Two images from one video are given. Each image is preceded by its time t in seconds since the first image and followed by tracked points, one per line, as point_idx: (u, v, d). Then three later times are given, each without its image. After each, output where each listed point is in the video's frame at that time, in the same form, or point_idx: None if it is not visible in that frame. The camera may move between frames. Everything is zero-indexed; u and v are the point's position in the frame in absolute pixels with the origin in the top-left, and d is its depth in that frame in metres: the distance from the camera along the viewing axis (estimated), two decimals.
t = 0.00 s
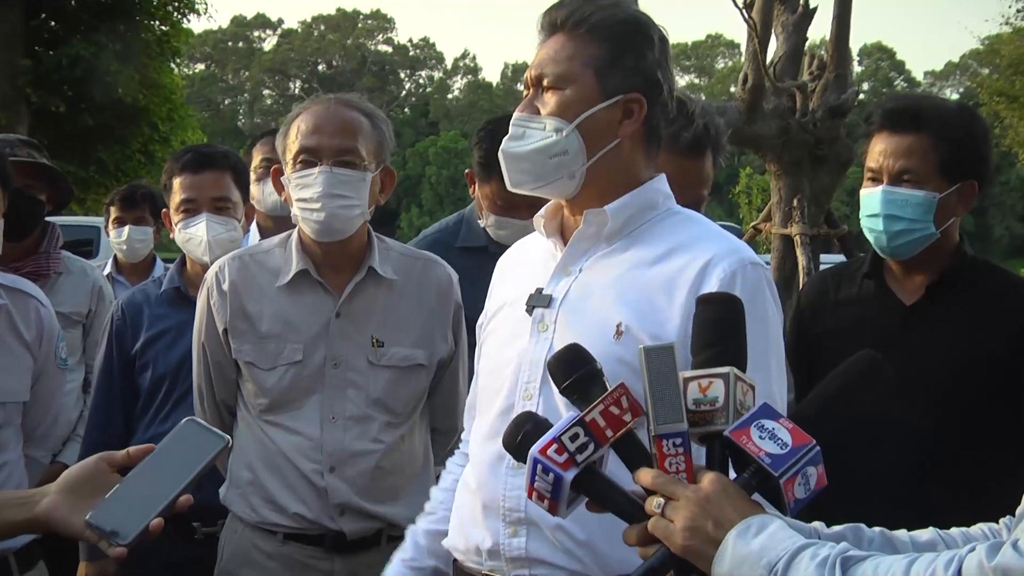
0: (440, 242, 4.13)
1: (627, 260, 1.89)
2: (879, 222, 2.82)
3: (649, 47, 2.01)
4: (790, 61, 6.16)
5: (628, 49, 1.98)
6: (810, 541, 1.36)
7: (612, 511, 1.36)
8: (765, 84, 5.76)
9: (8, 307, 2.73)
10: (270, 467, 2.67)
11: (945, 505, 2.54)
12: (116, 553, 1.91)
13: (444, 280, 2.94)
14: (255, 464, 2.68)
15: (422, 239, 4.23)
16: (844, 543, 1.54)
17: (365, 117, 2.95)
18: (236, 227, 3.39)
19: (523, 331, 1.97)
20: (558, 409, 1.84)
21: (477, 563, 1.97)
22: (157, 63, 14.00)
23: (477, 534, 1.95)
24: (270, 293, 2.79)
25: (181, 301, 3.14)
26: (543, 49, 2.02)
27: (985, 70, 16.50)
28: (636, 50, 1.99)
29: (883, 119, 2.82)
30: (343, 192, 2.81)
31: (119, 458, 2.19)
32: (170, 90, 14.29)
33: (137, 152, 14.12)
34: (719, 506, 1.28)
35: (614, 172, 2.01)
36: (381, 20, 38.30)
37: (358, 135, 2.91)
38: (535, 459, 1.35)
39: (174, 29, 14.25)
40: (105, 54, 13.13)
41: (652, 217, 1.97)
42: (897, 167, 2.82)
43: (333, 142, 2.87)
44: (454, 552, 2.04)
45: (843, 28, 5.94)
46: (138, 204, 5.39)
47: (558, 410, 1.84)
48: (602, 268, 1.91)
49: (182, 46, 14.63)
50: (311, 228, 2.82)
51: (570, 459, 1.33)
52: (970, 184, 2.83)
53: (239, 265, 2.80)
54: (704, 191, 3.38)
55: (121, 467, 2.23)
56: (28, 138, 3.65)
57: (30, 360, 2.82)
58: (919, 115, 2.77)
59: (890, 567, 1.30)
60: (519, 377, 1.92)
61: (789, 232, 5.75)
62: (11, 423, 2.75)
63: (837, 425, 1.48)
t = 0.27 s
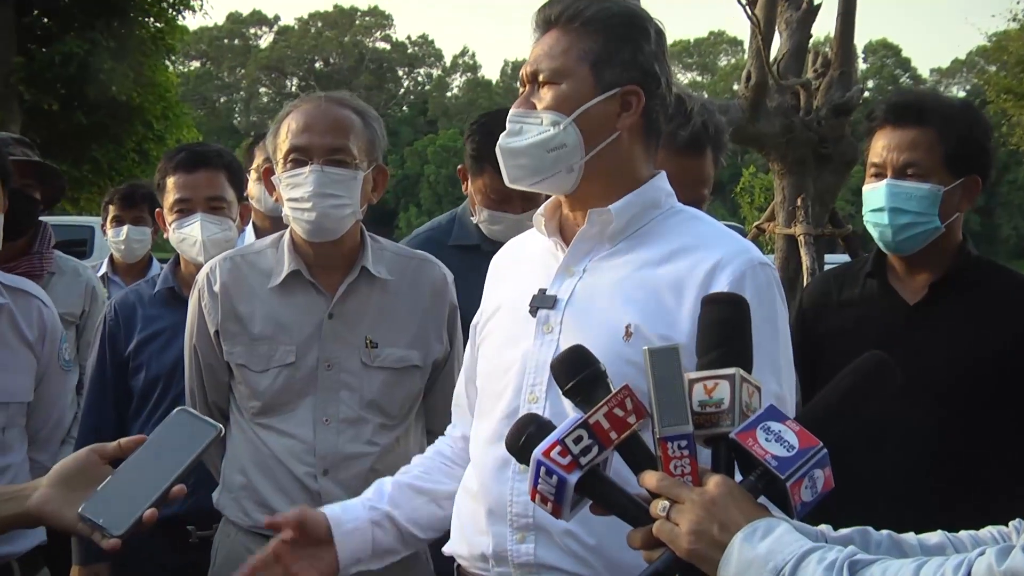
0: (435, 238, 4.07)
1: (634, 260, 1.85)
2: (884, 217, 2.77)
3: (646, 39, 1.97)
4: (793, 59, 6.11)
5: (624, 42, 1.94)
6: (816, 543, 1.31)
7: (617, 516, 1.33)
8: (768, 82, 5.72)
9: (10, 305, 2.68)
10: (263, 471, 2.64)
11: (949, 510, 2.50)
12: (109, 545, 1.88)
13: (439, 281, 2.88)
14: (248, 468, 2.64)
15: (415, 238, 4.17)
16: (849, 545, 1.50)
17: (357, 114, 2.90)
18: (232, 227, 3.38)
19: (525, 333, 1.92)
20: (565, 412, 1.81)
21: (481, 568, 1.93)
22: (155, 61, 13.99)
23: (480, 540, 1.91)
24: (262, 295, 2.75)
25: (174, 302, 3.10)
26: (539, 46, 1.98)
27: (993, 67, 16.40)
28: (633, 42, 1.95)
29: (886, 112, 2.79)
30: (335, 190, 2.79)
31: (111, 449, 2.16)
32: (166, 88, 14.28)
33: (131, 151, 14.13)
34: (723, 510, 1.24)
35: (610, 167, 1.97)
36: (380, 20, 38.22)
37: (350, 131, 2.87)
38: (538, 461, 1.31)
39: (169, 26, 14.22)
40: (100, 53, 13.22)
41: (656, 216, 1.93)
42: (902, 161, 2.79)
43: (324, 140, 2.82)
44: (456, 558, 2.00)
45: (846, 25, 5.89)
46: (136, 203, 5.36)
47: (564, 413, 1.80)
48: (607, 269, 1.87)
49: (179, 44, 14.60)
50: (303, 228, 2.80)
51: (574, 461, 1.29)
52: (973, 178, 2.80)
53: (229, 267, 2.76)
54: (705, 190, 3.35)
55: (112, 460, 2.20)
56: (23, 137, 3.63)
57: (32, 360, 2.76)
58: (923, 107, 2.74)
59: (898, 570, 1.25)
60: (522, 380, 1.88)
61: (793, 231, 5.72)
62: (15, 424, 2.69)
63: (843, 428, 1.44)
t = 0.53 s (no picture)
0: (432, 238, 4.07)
1: (630, 260, 1.86)
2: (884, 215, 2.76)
3: (652, 38, 1.97)
4: (794, 59, 6.10)
5: (630, 40, 1.94)
6: (821, 544, 1.31)
7: (620, 516, 1.33)
8: (767, 82, 5.72)
9: (21, 307, 2.69)
10: (257, 470, 2.63)
11: (948, 511, 2.51)
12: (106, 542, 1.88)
13: (435, 281, 2.88)
14: (246, 470, 2.63)
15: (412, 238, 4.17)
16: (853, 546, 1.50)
17: (352, 115, 2.90)
18: (230, 228, 3.38)
19: (522, 336, 1.91)
20: (565, 413, 1.81)
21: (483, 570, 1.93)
22: (154, 62, 13.99)
23: (482, 541, 1.90)
24: (259, 295, 2.75)
25: (172, 302, 3.10)
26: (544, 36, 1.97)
27: (992, 69, 16.42)
28: (638, 41, 1.95)
29: (884, 112, 2.79)
30: (330, 191, 2.79)
31: (108, 448, 2.16)
32: (168, 89, 14.29)
33: (131, 151, 14.13)
34: (726, 509, 1.24)
35: (607, 165, 1.96)
36: (378, 21, 38.12)
37: (346, 133, 2.87)
38: (542, 461, 1.31)
39: (168, 26, 14.22)
40: (99, 53, 13.22)
41: (651, 214, 1.94)
42: (900, 159, 2.78)
43: (320, 141, 2.82)
44: (459, 559, 2.00)
45: (847, 25, 5.89)
46: (136, 203, 5.35)
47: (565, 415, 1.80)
48: (604, 269, 1.87)
49: (179, 45, 14.61)
50: (297, 227, 2.80)
51: (577, 463, 1.29)
52: (971, 177, 2.80)
53: (224, 268, 2.75)
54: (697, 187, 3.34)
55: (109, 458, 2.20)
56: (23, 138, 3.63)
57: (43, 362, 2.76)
58: (920, 105, 2.75)
59: (902, 570, 1.25)
60: (522, 382, 1.87)
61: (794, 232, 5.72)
62: (24, 426, 2.68)
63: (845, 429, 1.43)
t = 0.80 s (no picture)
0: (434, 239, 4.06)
1: (628, 263, 1.86)
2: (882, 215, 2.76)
3: (660, 40, 1.96)
4: (794, 59, 6.10)
5: (637, 42, 1.93)
6: (821, 545, 1.31)
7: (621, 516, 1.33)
8: (767, 82, 5.72)
9: (24, 308, 2.70)
10: (258, 472, 2.63)
11: (947, 511, 2.51)
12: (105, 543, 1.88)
13: (433, 281, 2.89)
14: (244, 471, 2.63)
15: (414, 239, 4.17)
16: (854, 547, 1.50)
17: (349, 115, 2.90)
18: (228, 228, 3.38)
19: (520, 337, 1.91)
20: (564, 415, 1.81)
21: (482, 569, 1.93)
22: (154, 62, 13.99)
23: (482, 541, 1.90)
24: (257, 296, 2.75)
25: (171, 303, 3.10)
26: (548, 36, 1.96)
27: (992, 69, 16.44)
28: (646, 44, 1.94)
29: (881, 112, 2.79)
30: (327, 193, 2.78)
31: (108, 448, 2.16)
32: (167, 89, 14.29)
33: (131, 152, 14.14)
34: (727, 510, 1.24)
35: (611, 168, 1.97)
36: (378, 21, 38.12)
37: (342, 137, 2.86)
38: (544, 461, 1.31)
39: (168, 27, 14.23)
40: (99, 54, 13.22)
41: (649, 214, 1.93)
42: (898, 159, 2.78)
43: (317, 143, 2.83)
44: (459, 559, 2.00)
45: (847, 26, 5.89)
46: (134, 203, 5.36)
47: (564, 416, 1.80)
48: (603, 272, 1.87)
49: (178, 46, 14.62)
50: (294, 228, 2.80)
51: (578, 463, 1.29)
52: (969, 178, 2.80)
53: (223, 269, 2.75)
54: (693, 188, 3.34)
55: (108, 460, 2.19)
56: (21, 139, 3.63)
57: (46, 361, 2.77)
58: (918, 105, 2.75)
59: (902, 570, 1.25)
60: (520, 384, 1.87)
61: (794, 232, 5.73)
62: (27, 426, 2.68)
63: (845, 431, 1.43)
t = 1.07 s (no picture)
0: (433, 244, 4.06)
1: (623, 274, 1.86)
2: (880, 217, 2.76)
3: (649, 53, 1.97)
4: (793, 63, 6.10)
5: (630, 56, 1.94)
6: (820, 549, 1.31)
7: (619, 520, 1.33)
8: (766, 87, 5.73)
9: (24, 314, 2.70)
10: (258, 478, 2.63)
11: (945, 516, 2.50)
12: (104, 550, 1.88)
13: (430, 287, 2.88)
14: (243, 477, 2.63)
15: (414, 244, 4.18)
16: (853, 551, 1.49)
17: (346, 120, 2.90)
18: (227, 233, 3.38)
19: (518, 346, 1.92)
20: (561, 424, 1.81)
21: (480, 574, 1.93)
22: (154, 67, 14.03)
23: (481, 547, 1.90)
24: (256, 301, 2.75)
25: (170, 309, 3.11)
26: (539, 59, 1.92)
27: (992, 73, 16.43)
28: (638, 57, 1.95)
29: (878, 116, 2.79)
30: (325, 200, 2.79)
31: (106, 455, 2.16)
32: (168, 94, 14.33)
33: (131, 157, 14.15)
34: (727, 514, 1.24)
35: (624, 182, 1.99)
36: (378, 24, 38.16)
37: (340, 142, 2.88)
38: (542, 464, 1.31)
39: (168, 32, 14.26)
40: (99, 60, 13.25)
41: (645, 225, 1.93)
42: (896, 162, 2.78)
43: (314, 148, 2.83)
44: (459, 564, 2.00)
45: (846, 31, 5.90)
46: (133, 209, 5.37)
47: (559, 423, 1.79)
48: (598, 283, 1.88)
49: (179, 51, 14.65)
50: (291, 235, 2.81)
51: (577, 465, 1.29)
52: (965, 181, 2.81)
53: (222, 275, 2.76)
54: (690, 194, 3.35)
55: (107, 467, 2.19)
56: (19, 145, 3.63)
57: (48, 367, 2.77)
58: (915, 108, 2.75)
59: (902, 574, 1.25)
60: (517, 393, 1.88)
61: (794, 237, 5.73)
62: (27, 432, 2.68)
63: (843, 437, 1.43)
